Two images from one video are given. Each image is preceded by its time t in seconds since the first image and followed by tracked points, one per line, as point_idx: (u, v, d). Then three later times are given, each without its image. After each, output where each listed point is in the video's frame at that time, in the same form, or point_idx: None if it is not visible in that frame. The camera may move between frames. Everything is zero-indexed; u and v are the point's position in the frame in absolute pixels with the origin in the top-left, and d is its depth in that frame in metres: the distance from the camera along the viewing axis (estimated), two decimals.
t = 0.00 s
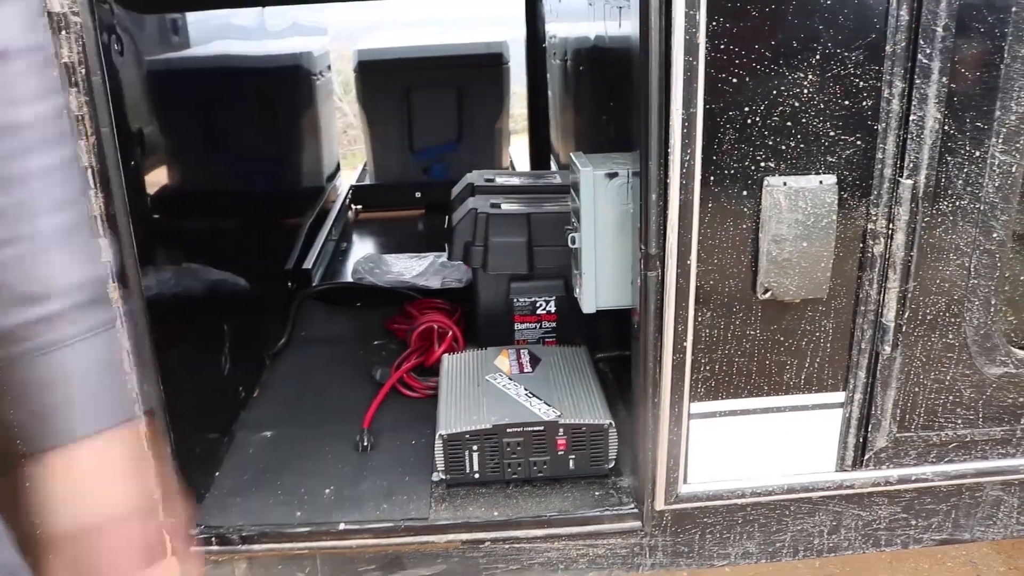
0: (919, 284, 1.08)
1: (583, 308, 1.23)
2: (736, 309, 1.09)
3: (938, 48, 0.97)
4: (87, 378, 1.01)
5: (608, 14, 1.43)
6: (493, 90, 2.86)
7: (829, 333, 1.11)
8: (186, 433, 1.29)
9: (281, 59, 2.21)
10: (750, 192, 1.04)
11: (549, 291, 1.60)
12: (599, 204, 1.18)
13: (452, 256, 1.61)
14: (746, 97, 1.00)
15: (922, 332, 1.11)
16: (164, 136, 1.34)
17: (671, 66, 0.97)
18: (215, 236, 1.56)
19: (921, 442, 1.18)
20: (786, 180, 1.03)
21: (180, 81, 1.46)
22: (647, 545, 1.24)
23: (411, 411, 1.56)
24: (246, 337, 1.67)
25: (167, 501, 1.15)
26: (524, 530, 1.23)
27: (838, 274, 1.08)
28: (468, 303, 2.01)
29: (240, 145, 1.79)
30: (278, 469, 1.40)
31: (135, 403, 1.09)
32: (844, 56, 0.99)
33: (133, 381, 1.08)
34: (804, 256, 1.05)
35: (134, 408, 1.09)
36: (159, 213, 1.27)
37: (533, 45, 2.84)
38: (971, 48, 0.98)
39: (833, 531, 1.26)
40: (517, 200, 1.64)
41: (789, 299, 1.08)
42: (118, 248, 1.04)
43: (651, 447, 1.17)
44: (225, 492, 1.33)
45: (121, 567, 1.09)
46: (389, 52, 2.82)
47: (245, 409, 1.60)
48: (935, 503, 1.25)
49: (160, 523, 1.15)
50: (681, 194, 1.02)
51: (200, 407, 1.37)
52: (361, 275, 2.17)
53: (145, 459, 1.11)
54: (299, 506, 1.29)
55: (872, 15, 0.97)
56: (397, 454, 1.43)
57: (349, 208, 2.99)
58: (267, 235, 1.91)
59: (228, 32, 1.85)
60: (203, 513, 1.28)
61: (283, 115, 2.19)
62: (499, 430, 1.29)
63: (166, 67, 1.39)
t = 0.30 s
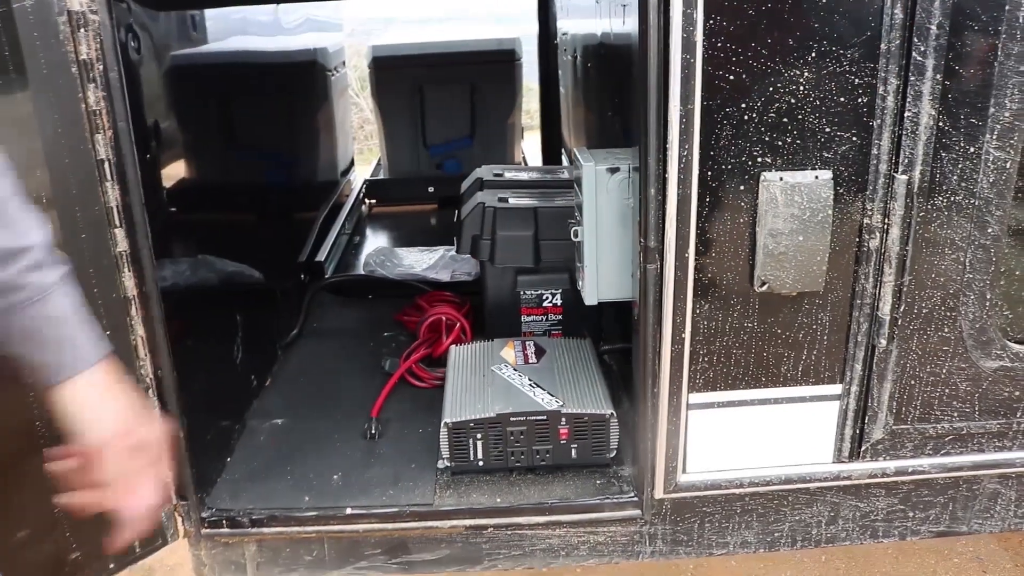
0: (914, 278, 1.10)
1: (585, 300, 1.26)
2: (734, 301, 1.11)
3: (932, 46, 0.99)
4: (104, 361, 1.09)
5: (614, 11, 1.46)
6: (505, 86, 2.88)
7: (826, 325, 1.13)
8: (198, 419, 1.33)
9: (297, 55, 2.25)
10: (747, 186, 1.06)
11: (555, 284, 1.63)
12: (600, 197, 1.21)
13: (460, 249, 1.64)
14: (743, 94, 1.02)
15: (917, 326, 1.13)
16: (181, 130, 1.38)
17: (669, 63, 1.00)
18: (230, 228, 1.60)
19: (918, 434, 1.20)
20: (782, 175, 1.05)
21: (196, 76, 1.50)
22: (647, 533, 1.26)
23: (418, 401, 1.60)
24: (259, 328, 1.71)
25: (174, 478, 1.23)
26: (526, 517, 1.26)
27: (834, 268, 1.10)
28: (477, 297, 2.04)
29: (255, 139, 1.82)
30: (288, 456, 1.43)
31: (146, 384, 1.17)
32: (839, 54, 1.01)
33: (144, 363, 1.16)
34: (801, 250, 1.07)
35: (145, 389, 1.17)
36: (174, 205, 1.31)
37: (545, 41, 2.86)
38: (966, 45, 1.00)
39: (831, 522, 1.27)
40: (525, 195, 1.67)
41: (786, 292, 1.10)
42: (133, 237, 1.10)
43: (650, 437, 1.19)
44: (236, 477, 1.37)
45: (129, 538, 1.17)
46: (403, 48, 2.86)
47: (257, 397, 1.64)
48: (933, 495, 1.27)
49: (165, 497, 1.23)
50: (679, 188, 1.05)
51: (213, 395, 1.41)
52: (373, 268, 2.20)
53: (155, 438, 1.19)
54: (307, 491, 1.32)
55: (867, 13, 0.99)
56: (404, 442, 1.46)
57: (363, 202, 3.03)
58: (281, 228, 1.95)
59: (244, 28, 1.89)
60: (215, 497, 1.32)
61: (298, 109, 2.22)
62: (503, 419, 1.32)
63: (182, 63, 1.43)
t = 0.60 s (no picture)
0: (920, 282, 1.11)
1: (595, 301, 1.28)
2: (741, 304, 1.13)
3: (939, 53, 1.00)
4: (126, 357, 1.14)
5: (629, 16, 1.48)
6: (525, 89, 2.91)
7: (833, 329, 1.15)
8: (217, 415, 1.36)
9: (319, 57, 2.29)
10: (754, 191, 1.08)
11: (568, 286, 1.65)
12: (610, 201, 1.23)
13: (475, 251, 1.67)
14: (750, 100, 1.03)
15: (924, 330, 1.14)
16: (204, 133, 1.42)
17: (678, 70, 1.02)
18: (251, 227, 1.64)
19: (924, 438, 1.21)
20: (789, 180, 1.07)
21: (219, 80, 1.54)
22: (655, 531, 1.28)
23: (433, 400, 1.63)
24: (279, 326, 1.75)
25: (192, 471, 1.28)
26: (535, 514, 1.29)
27: (841, 272, 1.11)
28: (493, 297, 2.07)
29: (277, 140, 1.86)
30: (304, 452, 1.47)
31: (165, 380, 1.22)
32: (846, 61, 1.02)
33: (164, 359, 1.22)
34: (807, 254, 1.09)
35: (164, 384, 1.22)
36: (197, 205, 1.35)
37: (565, 44, 2.89)
38: (972, 53, 1.01)
39: (838, 523, 1.28)
40: (541, 197, 1.69)
41: (792, 295, 1.11)
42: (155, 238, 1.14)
43: (658, 437, 1.21)
44: (253, 472, 1.41)
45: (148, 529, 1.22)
46: (424, 51, 2.89)
47: (276, 394, 1.68)
48: (940, 498, 1.28)
49: (183, 490, 1.27)
50: (686, 193, 1.07)
51: (232, 391, 1.45)
52: (390, 269, 2.24)
53: (173, 432, 1.25)
54: (322, 486, 1.36)
55: (874, 20, 1.00)
56: (418, 440, 1.49)
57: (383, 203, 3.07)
58: (303, 227, 1.99)
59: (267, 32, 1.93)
60: (233, 491, 1.36)
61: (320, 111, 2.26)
62: (514, 418, 1.35)
63: (206, 67, 1.47)
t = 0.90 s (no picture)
0: (926, 283, 1.12)
1: (602, 301, 1.30)
2: (746, 304, 1.14)
3: (943, 55, 1.01)
4: (138, 354, 1.17)
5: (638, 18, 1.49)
6: (539, 91, 2.92)
7: (838, 329, 1.15)
8: (228, 411, 1.38)
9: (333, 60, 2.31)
10: (758, 193, 1.08)
11: (578, 286, 1.66)
12: (617, 201, 1.24)
13: (486, 251, 1.68)
14: (755, 102, 1.04)
15: (930, 331, 1.14)
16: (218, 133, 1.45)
17: (682, 72, 1.03)
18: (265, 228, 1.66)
19: (931, 439, 1.21)
20: (793, 181, 1.07)
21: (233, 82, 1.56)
22: (661, 530, 1.29)
23: (443, 399, 1.64)
24: (291, 325, 1.77)
25: (203, 468, 1.30)
26: (542, 512, 1.30)
27: (846, 273, 1.12)
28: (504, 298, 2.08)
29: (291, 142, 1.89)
30: (315, 449, 1.49)
31: (177, 377, 1.24)
32: (851, 62, 1.03)
33: (177, 357, 1.24)
34: (812, 255, 1.09)
35: (176, 381, 1.24)
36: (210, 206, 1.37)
37: (579, 47, 2.90)
38: (977, 54, 1.01)
39: (845, 524, 1.29)
40: (551, 198, 1.70)
41: (797, 296, 1.12)
42: (167, 238, 1.17)
43: (664, 436, 1.22)
44: (264, 468, 1.43)
45: (159, 525, 1.24)
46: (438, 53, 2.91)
47: (288, 392, 1.70)
48: (947, 500, 1.27)
49: (194, 486, 1.30)
50: (691, 194, 1.08)
51: (244, 389, 1.47)
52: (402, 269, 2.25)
53: (185, 428, 1.27)
54: (331, 483, 1.38)
55: (878, 22, 1.01)
56: (427, 438, 1.51)
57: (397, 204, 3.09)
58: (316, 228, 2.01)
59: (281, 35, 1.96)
60: (244, 487, 1.38)
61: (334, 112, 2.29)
62: (522, 417, 1.36)
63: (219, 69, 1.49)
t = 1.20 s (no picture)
0: (931, 278, 1.12)
1: (609, 296, 1.31)
2: (752, 299, 1.15)
3: (948, 51, 1.01)
4: (150, 348, 1.18)
5: (645, 16, 1.50)
6: (547, 88, 2.93)
7: (844, 324, 1.16)
8: (239, 405, 1.40)
9: (342, 58, 2.33)
10: (764, 188, 1.09)
11: (586, 282, 1.69)
12: (624, 197, 1.25)
13: (494, 247, 1.70)
14: (761, 98, 1.05)
15: (936, 325, 1.15)
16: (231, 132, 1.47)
17: (688, 68, 1.04)
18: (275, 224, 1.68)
19: (936, 433, 1.21)
20: (799, 177, 1.08)
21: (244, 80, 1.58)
22: (668, 524, 1.30)
23: (451, 393, 1.66)
24: (301, 320, 1.79)
25: (214, 461, 1.31)
26: (550, 505, 1.31)
27: (851, 268, 1.13)
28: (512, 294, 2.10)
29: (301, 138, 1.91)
30: (325, 443, 1.50)
31: (189, 371, 1.25)
32: (856, 59, 1.03)
33: (188, 351, 1.25)
34: (817, 250, 1.10)
35: (187, 376, 1.26)
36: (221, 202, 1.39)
37: (588, 44, 2.91)
38: (982, 50, 1.02)
39: (851, 518, 1.29)
40: (559, 194, 1.71)
41: (803, 290, 1.13)
42: (178, 234, 1.19)
43: (671, 430, 1.23)
44: (275, 461, 1.44)
45: (172, 517, 1.27)
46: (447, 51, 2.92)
47: (298, 386, 1.72)
48: (954, 494, 1.28)
49: (206, 479, 1.31)
50: (697, 189, 1.09)
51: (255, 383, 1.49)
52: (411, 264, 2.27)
53: (196, 422, 1.28)
54: (341, 476, 1.39)
55: (883, 19, 1.02)
56: (436, 432, 1.52)
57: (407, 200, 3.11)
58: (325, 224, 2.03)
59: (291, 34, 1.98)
60: (255, 480, 1.39)
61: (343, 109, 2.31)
62: (530, 411, 1.38)
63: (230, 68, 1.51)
